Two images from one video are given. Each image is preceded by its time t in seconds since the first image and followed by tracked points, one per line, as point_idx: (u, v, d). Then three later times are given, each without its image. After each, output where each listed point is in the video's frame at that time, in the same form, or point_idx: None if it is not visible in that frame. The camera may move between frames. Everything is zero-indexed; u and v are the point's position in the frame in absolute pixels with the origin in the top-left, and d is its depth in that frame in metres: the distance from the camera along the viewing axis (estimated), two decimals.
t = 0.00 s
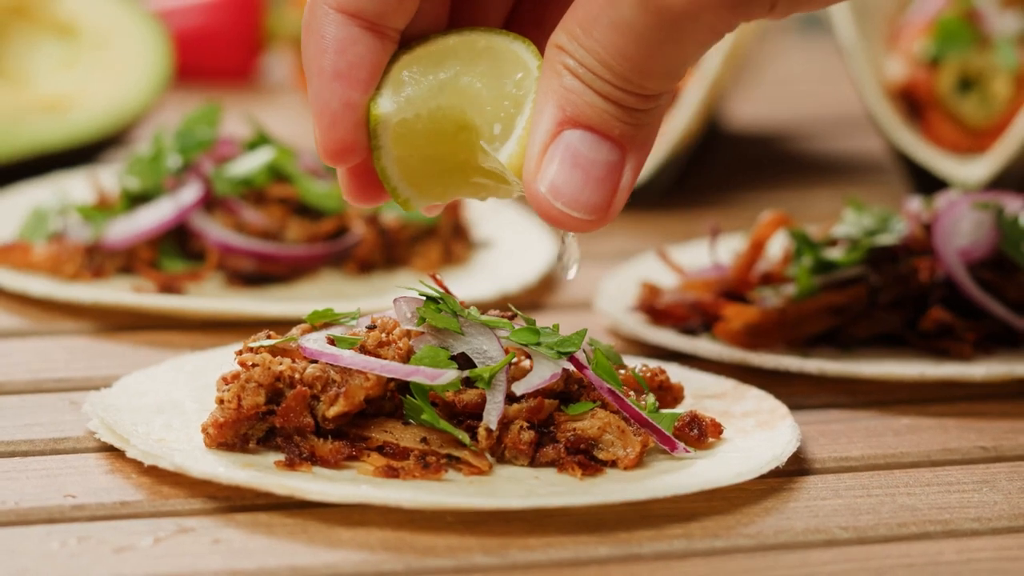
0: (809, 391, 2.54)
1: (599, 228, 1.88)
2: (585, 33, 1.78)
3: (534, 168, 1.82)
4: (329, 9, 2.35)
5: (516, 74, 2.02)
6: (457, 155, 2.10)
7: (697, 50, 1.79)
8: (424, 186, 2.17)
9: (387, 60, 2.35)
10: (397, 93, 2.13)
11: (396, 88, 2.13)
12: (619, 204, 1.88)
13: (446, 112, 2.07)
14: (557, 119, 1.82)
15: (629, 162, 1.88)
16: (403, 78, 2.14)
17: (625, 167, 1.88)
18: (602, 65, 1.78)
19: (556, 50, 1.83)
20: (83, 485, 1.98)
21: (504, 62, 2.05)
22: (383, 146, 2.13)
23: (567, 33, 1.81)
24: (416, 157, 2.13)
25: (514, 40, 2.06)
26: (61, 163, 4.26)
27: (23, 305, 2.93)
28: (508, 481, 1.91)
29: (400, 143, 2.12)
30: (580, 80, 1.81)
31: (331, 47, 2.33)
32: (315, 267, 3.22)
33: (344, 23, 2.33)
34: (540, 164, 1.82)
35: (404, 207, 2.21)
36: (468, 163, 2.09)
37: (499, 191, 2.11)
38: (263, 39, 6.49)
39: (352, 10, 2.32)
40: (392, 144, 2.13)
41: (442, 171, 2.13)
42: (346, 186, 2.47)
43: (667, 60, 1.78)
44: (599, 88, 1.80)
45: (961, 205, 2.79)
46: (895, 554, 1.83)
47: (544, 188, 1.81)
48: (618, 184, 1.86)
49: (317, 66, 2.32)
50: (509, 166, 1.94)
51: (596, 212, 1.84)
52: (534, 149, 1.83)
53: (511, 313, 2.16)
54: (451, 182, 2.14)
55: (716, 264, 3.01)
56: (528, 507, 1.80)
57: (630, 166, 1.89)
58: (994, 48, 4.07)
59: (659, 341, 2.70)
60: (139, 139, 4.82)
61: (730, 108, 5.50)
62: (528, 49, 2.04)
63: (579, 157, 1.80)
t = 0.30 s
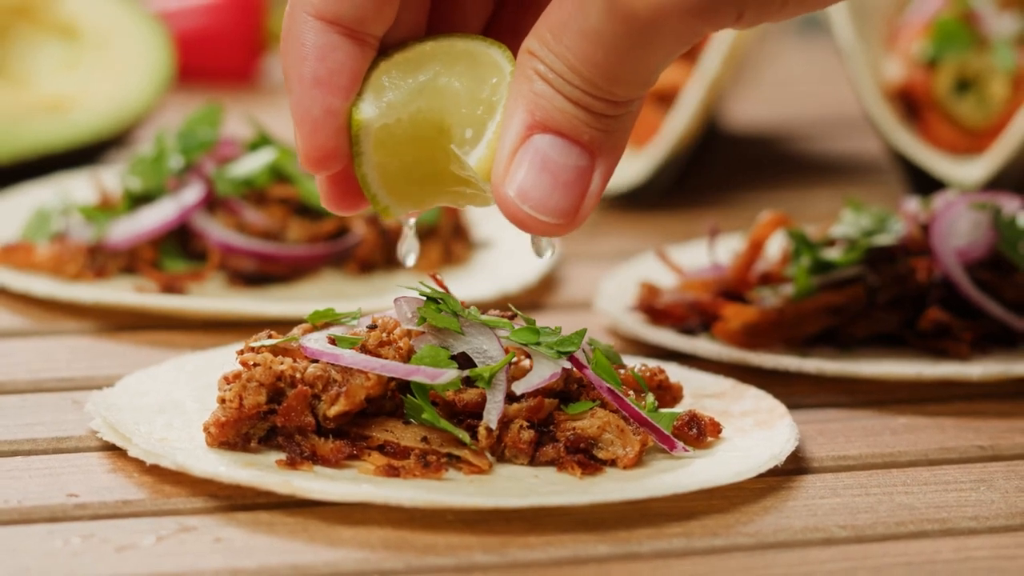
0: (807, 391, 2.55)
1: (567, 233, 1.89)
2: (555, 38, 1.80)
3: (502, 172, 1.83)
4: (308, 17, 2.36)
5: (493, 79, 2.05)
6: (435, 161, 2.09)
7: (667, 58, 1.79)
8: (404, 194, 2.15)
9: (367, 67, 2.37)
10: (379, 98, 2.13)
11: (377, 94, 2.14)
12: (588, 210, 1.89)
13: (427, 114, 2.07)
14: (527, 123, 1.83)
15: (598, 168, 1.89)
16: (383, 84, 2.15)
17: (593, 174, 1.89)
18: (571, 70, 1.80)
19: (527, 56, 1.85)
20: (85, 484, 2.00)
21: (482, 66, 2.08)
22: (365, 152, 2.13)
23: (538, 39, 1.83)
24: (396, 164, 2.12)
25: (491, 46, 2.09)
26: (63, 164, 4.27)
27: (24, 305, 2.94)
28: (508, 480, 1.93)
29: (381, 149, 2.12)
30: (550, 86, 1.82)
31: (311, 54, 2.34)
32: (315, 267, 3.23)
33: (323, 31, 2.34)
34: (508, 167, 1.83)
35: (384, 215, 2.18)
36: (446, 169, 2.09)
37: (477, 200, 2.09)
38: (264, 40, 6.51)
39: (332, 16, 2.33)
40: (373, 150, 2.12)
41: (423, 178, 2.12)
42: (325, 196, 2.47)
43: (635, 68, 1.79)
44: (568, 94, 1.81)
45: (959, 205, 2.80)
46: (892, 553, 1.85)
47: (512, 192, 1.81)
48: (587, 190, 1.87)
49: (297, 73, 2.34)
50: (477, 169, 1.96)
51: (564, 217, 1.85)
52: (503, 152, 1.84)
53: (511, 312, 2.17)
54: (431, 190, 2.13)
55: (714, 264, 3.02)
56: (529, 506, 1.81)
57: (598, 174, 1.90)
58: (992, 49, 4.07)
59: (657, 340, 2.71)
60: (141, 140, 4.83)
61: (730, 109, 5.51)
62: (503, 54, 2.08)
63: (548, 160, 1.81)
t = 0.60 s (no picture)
0: (806, 390, 2.56)
1: (546, 245, 1.86)
2: (533, 51, 1.77)
3: (480, 184, 1.81)
4: (292, 32, 2.36)
5: (474, 91, 2.05)
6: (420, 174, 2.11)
7: (646, 71, 1.78)
8: (390, 206, 2.17)
9: (351, 81, 2.36)
10: (364, 112, 2.14)
11: (362, 107, 2.14)
12: (566, 222, 1.86)
13: (411, 126, 2.08)
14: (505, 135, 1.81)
15: (575, 180, 1.87)
16: (367, 97, 2.15)
17: (570, 186, 1.86)
18: (549, 83, 1.77)
19: (506, 68, 1.82)
20: (87, 483, 2.01)
21: (465, 78, 2.08)
22: (350, 166, 2.13)
23: (516, 52, 1.80)
24: (381, 177, 2.14)
25: (473, 58, 2.10)
26: (65, 164, 4.28)
27: (26, 305, 2.95)
28: (508, 479, 1.94)
29: (366, 163, 2.12)
30: (528, 98, 1.80)
31: (295, 69, 2.33)
32: (316, 267, 3.24)
33: (307, 46, 2.34)
34: (486, 180, 1.81)
35: (369, 229, 2.19)
36: (430, 181, 2.10)
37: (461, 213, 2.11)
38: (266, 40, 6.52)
39: (315, 31, 2.34)
40: (358, 164, 2.13)
41: (410, 191, 2.15)
42: (308, 211, 2.44)
43: (613, 82, 1.77)
44: (546, 106, 1.78)
45: (957, 206, 2.82)
46: (890, 552, 1.86)
47: (491, 204, 1.79)
48: (565, 202, 1.85)
49: (281, 89, 2.33)
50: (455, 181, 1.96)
51: (542, 229, 1.83)
52: (482, 164, 1.82)
53: (510, 313, 2.18)
54: (417, 202, 2.16)
55: (713, 264, 3.03)
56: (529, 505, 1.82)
57: (576, 185, 1.88)
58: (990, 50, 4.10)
59: (656, 339, 2.73)
60: (143, 141, 4.84)
61: (729, 110, 5.52)
62: (486, 66, 2.08)
63: (525, 173, 1.79)
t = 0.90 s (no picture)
0: (805, 390, 2.57)
1: (524, 263, 1.89)
2: (510, 72, 1.78)
3: (458, 203, 1.84)
4: (278, 55, 2.33)
5: (457, 111, 2.09)
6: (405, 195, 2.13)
7: (623, 91, 1.78)
8: (376, 227, 2.17)
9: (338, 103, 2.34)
10: (351, 132, 2.14)
11: (349, 127, 2.15)
12: (543, 241, 1.88)
13: (399, 144, 2.10)
14: (483, 156, 1.82)
15: (553, 200, 1.88)
16: (353, 118, 2.16)
17: (548, 206, 1.88)
18: (527, 103, 1.78)
19: (485, 89, 1.83)
20: (89, 482, 2.02)
21: (451, 96, 2.11)
22: (338, 186, 2.13)
23: (495, 73, 1.81)
24: (368, 198, 2.14)
25: (455, 78, 2.13)
26: (66, 165, 4.29)
27: (28, 305, 2.96)
28: (508, 478, 1.95)
29: (353, 184, 2.13)
30: (506, 119, 1.81)
31: (281, 91, 2.30)
32: (317, 267, 3.24)
33: (292, 68, 2.31)
34: (464, 199, 1.83)
35: (354, 250, 2.19)
36: (415, 202, 2.12)
37: (446, 234, 2.14)
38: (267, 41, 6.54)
39: (301, 53, 2.31)
40: (346, 185, 2.13)
41: (396, 211, 2.15)
42: (293, 231, 2.43)
43: (590, 103, 1.77)
44: (523, 126, 1.79)
45: (955, 207, 2.83)
46: (888, 550, 1.87)
47: (468, 223, 1.82)
48: (542, 221, 1.86)
49: (268, 112, 2.31)
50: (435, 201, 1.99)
51: (519, 248, 1.85)
52: (460, 183, 1.84)
53: (511, 313, 2.20)
54: (402, 224, 2.16)
55: (712, 264, 3.04)
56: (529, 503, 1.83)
57: (555, 205, 1.89)
58: (987, 51, 4.13)
59: (655, 339, 2.74)
60: (145, 142, 4.85)
61: (727, 112, 5.53)
62: (469, 86, 2.11)
63: (502, 193, 1.81)
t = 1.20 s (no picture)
0: (803, 389, 2.58)
1: (491, 258, 1.93)
2: (483, 71, 1.82)
3: (428, 198, 1.88)
4: (255, 49, 2.34)
5: (431, 108, 2.11)
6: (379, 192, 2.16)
7: (593, 91, 1.82)
8: (349, 223, 2.20)
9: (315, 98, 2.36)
10: (328, 126, 2.15)
11: (326, 122, 2.15)
12: (510, 237, 1.93)
13: (376, 140, 2.12)
14: (453, 153, 1.87)
15: (522, 197, 1.92)
16: (330, 112, 2.17)
17: (517, 202, 1.92)
18: (498, 102, 1.82)
19: (458, 86, 1.87)
20: (91, 481, 2.03)
21: (427, 92, 2.14)
22: (314, 181, 2.15)
23: (468, 71, 1.85)
24: (344, 193, 2.16)
25: (431, 76, 2.16)
26: (68, 166, 4.31)
27: (30, 305, 2.98)
28: (508, 477, 1.96)
29: (329, 178, 2.15)
30: (477, 116, 1.85)
31: (259, 85, 2.32)
32: (319, 268, 3.25)
33: (270, 62, 2.33)
34: (434, 194, 1.88)
35: (326, 245, 2.21)
36: (389, 199, 2.15)
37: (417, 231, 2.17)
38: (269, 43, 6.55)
39: (278, 48, 2.33)
40: (322, 179, 2.15)
41: (371, 208, 2.19)
42: (266, 229, 2.44)
43: (560, 103, 1.81)
44: (493, 124, 1.84)
45: (953, 207, 2.84)
46: (886, 549, 1.88)
47: (436, 217, 1.86)
48: (509, 217, 1.91)
49: (245, 106, 2.32)
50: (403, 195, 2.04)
51: (486, 242, 1.89)
52: (430, 178, 1.88)
53: (511, 312, 2.21)
54: (374, 221, 2.20)
55: (712, 265, 3.06)
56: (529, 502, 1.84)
57: (524, 201, 1.93)
58: (986, 52, 4.13)
59: (654, 339, 2.75)
60: (147, 143, 4.87)
61: (726, 113, 5.53)
62: (445, 83, 2.14)
63: (471, 189, 1.85)
